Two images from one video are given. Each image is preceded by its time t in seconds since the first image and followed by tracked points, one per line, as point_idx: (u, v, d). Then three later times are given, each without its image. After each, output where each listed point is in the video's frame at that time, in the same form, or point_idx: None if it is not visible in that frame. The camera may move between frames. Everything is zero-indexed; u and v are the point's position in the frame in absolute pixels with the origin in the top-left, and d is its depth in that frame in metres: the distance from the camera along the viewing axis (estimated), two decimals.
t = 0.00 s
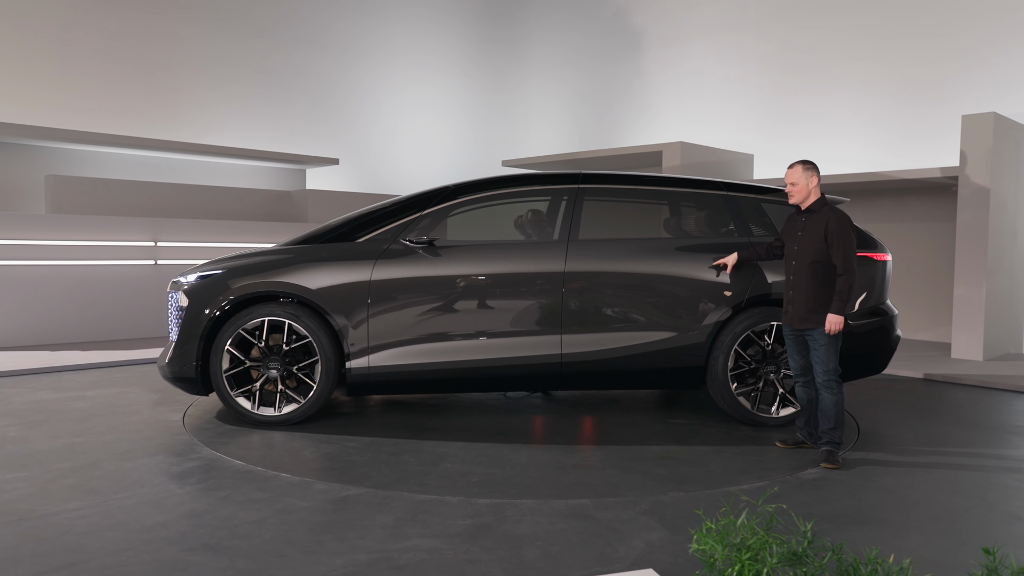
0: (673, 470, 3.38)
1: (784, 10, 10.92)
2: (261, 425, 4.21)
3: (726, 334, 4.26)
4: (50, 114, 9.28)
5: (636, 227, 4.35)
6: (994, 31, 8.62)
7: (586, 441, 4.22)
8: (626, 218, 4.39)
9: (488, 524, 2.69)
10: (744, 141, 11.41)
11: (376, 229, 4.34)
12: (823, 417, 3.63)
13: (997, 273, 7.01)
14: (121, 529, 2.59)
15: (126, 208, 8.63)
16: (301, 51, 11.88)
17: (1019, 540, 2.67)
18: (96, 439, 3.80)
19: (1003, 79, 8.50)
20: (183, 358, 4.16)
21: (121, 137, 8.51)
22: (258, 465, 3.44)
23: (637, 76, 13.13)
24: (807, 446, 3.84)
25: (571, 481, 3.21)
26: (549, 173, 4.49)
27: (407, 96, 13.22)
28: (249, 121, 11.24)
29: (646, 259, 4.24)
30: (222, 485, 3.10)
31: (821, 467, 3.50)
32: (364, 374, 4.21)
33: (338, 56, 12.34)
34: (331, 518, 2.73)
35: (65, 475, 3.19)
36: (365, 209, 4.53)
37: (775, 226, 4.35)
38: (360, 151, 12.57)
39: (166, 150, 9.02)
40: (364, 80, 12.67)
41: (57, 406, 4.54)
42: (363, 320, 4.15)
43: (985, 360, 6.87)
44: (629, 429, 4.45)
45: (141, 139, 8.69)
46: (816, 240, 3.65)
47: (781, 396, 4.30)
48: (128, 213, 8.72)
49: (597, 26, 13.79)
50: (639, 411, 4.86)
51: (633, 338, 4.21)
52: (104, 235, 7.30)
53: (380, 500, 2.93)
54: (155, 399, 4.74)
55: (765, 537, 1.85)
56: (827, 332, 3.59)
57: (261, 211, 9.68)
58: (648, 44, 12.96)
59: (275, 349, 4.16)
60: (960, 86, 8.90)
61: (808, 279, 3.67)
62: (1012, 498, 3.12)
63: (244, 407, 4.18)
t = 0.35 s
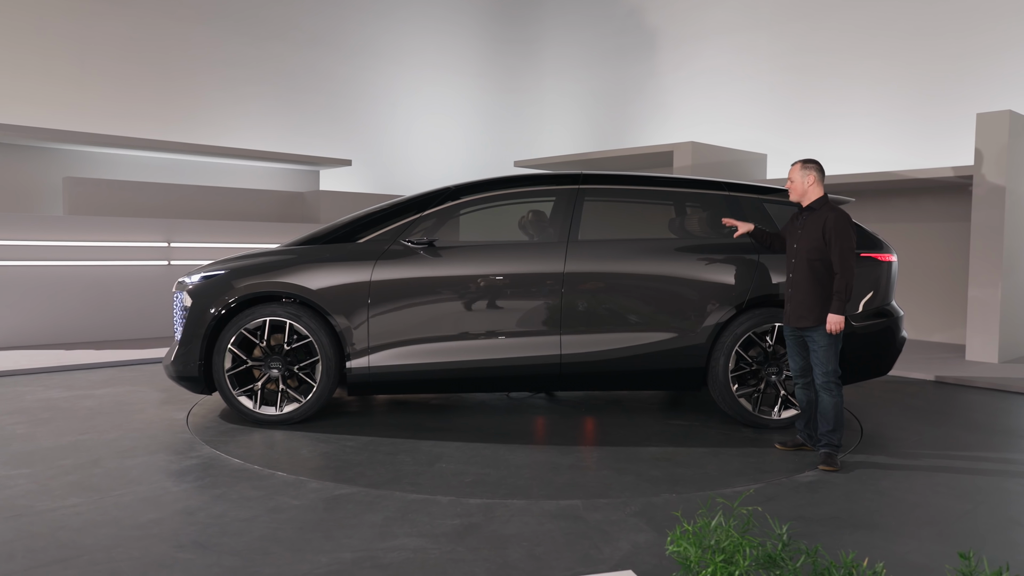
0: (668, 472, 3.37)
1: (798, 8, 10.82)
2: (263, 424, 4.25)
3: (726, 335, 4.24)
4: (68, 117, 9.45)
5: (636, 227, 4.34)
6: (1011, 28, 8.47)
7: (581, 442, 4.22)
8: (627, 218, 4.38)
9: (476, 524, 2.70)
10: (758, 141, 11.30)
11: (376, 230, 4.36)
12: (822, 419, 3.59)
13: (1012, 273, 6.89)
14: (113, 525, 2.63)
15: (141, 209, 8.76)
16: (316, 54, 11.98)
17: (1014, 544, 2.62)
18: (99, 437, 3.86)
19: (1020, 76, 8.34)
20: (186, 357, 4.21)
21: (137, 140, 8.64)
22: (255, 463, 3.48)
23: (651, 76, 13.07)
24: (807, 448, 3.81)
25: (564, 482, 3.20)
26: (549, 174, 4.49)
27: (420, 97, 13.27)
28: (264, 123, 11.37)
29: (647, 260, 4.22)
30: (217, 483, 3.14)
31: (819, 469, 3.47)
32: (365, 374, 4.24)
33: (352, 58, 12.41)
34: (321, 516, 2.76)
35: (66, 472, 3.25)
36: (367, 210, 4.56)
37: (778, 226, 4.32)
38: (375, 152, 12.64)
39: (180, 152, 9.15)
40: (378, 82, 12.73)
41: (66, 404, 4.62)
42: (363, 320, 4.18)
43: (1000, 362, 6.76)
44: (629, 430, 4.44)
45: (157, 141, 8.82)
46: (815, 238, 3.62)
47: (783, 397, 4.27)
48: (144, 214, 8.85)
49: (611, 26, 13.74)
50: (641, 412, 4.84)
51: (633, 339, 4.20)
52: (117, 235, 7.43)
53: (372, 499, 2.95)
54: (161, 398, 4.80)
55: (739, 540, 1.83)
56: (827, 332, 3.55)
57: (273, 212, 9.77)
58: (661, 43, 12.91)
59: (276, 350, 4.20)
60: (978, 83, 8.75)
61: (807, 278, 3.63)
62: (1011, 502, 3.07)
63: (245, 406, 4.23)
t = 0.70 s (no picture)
0: (667, 474, 3.34)
1: (816, 6, 10.69)
2: (265, 422, 4.28)
3: (730, 337, 4.20)
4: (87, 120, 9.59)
5: (640, 227, 4.31)
6: None
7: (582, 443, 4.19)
8: (631, 218, 4.35)
9: (467, 525, 2.70)
10: (774, 141, 11.17)
11: (379, 230, 4.38)
12: (824, 421, 3.54)
13: None
14: (109, 521, 2.66)
15: (157, 209, 8.86)
16: (331, 55, 12.05)
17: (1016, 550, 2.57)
18: (105, 434, 3.91)
19: None
20: (190, 356, 4.25)
21: (154, 141, 8.75)
22: (255, 461, 3.51)
23: (667, 76, 12.98)
24: (811, 451, 3.76)
25: (560, 483, 3.19)
26: (553, 174, 4.48)
27: (435, 97, 13.29)
28: (280, 124, 11.45)
29: (649, 260, 4.20)
30: (215, 480, 3.17)
31: (821, 473, 3.42)
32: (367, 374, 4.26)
33: (367, 59, 12.46)
34: (314, 514, 2.77)
35: (68, 468, 3.29)
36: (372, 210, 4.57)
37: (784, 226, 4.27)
38: (389, 152, 12.68)
39: (195, 153, 9.24)
40: (393, 82, 12.77)
41: (76, 401, 4.69)
42: (365, 319, 4.19)
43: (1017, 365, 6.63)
44: (632, 431, 4.40)
45: (173, 142, 8.93)
46: (822, 237, 3.56)
47: (789, 399, 4.21)
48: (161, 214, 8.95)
49: (626, 25, 13.66)
50: (646, 414, 4.81)
51: (635, 339, 4.18)
52: (133, 234, 7.53)
53: (366, 498, 2.96)
54: (169, 396, 4.86)
55: (721, 543, 1.81)
56: (829, 333, 3.50)
57: (287, 213, 9.84)
58: (677, 42, 12.81)
59: (279, 349, 4.22)
60: (999, 81, 8.58)
61: (811, 276, 3.58)
62: (1016, 507, 3.01)
63: (249, 405, 4.26)
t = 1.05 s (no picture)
0: (661, 476, 3.30)
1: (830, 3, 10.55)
2: (264, 421, 4.30)
3: (731, 338, 4.14)
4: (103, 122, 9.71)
5: (641, 226, 4.27)
6: None
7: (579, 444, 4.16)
8: (632, 218, 4.31)
9: (453, 526, 2.68)
10: (787, 139, 11.04)
11: (378, 230, 4.37)
12: (824, 424, 3.46)
13: None
14: (97, 518, 2.67)
15: (170, 208, 8.94)
16: (345, 55, 12.11)
17: (1014, 556, 2.50)
18: (104, 432, 3.94)
19: None
20: (190, 355, 4.27)
21: (166, 141, 8.84)
22: (249, 460, 3.51)
23: (679, 75, 12.88)
24: (810, 454, 3.69)
25: (552, 484, 3.16)
26: (553, 173, 4.46)
27: (447, 96, 13.30)
28: (292, 124, 11.52)
29: (650, 259, 4.15)
30: (207, 479, 3.18)
31: (819, 476, 3.36)
32: (365, 373, 4.25)
33: (380, 59, 12.50)
34: (301, 514, 2.77)
35: (64, 466, 3.31)
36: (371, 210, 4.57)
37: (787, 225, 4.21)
38: (401, 151, 12.71)
39: (208, 153, 9.34)
40: (406, 82, 12.79)
41: (80, 398, 4.73)
42: (362, 319, 4.19)
43: None
44: (632, 433, 4.37)
45: (185, 143, 9.01)
46: (826, 238, 3.43)
47: (790, 401, 4.15)
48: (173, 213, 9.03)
49: (639, 24, 13.57)
50: (647, 414, 4.77)
51: (634, 340, 4.13)
52: (144, 234, 7.62)
53: (355, 498, 2.95)
54: (172, 394, 4.89)
55: (696, 549, 1.77)
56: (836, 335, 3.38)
57: (298, 212, 9.90)
58: (690, 41, 12.73)
59: (277, 348, 4.24)
60: (1017, 76, 8.41)
61: (816, 278, 3.44)
62: (1018, 513, 2.93)
63: (247, 403, 4.27)
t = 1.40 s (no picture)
0: (647, 480, 3.26)
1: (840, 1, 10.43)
2: (255, 421, 4.30)
3: (724, 340, 4.09)
4: (112, 123, 9.78)
5: (633, 227, 4.23)
6: None
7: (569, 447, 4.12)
8: (625, 218, 4.27)
9: (429, 529, 2.65)
10: (795, 139, 10.92)
11: (369, 230, 4.36)
12: (814, 429, 3.40)
13: None
14: (75, 519, 2.67)
15: (175, 208, 8.99)
16: (353, 56, 12.13)
17: (1001, 565, 2.44)
18: (95, 432, 3.95)
19: None
20: (182, 354, 4.28)
21: (172, 141, 8.89)
22: (235, 460, 3.51)
23: (688, 74, 12.79)
24: (802, 458, 3.63)
25: (535, 487, 3.14)
26: (546, 173, 4.43)
27: (455, 96, 13.29)
28: (299, 125, 11.55)
29: (642, 260, 4.11)
30: (190, 479, 3.18)
31: (808, 481, 3.30)
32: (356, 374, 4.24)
33: (388, 59, 12.51)
34: (278, 515, 2.75)
35: (50, 465, 3.32)
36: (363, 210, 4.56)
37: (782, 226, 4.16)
38: (408, 152, 12.70)
39: (214, 153, 9.39)
40: (413, 82, 12.79)
41: (76, 398, 4.76)
42: (353, 319, 4.18)
43: None
44: (625, 435, 4.33)
45: (191, 143, 9.06)
46: (814, 238, 3.39)
47: (784, 405, 4.09)
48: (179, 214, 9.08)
49: (647, 23, 13.48)
50: (642, 417, 4.73)
51: (625, 341, 4.10)
52: (147, 234, 7.68)
53: (334, 500, 2.93)
54: (166, 394, 4.90)
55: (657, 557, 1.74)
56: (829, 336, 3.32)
57: (303, 213, 9.92)
58: (699, 40, 12.63)
59: (268, 349, 4.24)
60: None
61: (805, 280, 3.39)
62: (1008, 520, 2.86)
63: (238, 403, 4.28)
